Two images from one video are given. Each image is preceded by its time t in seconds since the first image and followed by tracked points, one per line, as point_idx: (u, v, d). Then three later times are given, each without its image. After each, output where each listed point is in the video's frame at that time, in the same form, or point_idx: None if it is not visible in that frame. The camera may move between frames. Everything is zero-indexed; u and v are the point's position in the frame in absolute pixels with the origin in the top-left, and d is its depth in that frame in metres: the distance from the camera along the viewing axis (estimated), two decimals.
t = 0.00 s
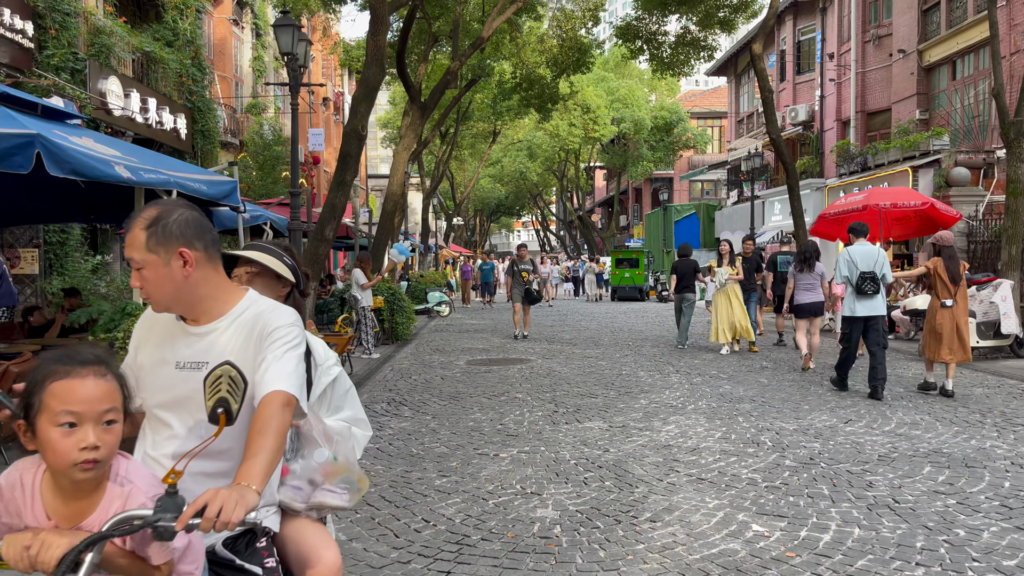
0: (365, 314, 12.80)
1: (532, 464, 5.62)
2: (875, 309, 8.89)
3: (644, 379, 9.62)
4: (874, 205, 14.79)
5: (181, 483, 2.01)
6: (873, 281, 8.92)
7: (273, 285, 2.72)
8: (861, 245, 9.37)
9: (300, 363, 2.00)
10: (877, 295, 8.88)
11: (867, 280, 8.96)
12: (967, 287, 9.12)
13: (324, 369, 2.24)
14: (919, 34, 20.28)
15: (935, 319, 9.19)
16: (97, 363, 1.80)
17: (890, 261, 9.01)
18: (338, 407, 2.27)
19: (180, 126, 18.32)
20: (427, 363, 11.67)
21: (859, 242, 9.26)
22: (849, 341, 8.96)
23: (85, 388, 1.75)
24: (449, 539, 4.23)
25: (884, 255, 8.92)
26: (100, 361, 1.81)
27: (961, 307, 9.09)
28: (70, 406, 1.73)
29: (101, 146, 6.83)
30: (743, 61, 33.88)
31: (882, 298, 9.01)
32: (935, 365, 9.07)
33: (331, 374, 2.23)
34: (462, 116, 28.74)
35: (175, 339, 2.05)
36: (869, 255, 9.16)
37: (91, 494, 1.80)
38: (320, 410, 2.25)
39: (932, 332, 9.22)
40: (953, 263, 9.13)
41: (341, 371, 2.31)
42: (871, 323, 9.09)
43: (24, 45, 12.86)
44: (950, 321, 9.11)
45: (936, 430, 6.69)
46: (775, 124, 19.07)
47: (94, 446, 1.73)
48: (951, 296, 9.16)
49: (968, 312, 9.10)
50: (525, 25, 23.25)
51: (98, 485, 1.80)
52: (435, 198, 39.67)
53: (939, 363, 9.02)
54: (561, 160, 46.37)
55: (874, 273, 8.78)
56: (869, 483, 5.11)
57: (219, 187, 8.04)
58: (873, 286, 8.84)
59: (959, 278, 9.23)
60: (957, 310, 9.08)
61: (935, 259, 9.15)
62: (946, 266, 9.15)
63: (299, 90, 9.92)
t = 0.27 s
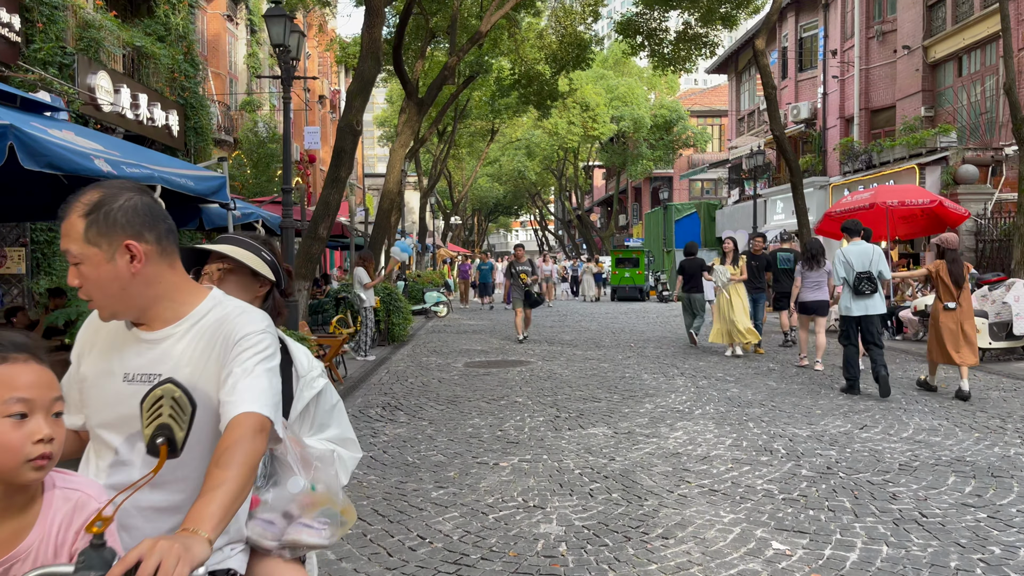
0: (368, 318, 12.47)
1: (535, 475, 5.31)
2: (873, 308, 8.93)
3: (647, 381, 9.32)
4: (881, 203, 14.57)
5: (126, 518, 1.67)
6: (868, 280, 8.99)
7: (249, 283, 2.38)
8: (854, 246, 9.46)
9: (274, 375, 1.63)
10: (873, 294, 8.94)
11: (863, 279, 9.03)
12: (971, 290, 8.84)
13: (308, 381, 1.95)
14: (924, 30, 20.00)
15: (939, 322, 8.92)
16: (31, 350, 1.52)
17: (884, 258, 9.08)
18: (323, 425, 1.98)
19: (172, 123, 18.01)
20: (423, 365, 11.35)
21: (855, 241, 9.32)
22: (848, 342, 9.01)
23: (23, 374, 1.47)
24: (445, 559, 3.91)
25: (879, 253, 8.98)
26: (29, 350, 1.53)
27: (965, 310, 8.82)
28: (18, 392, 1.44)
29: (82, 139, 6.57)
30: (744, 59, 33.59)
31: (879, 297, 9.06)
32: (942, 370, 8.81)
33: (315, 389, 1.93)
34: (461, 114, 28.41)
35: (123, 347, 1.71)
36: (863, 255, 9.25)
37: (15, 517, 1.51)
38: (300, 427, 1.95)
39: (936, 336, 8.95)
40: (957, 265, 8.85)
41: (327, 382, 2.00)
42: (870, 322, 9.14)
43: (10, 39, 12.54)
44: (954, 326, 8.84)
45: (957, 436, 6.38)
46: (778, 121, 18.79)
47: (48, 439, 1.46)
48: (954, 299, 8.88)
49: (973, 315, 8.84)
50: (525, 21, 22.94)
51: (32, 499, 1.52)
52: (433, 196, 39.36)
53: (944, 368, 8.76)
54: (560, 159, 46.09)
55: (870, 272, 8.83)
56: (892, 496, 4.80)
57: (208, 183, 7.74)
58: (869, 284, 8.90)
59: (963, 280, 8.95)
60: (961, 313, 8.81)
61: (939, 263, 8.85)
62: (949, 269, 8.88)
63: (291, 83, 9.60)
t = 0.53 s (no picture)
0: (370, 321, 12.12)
1: (533, 489, 5.01)
2: (870, 305, 9.09)
3: (649, 386, 9.03)
4: (886, 203, 14.28)
5: None
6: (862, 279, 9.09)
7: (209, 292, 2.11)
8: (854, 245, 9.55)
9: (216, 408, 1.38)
10: (868, 293, 9.04)
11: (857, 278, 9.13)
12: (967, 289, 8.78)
13: (271, 411, 1.88)
14: (927, 28, 19.76)
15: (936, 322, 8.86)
16: None
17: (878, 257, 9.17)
18: (287, 460, 1.89)
19: (164, 121, 17.71)
20: (418, 369, 11.05)
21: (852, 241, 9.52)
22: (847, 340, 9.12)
23: None
24: None
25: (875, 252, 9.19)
26: None
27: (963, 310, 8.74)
28: None
29: (60, 135, 6.28)
30: (744, 58, 33.37)
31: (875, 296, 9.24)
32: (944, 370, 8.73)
33: (278, 419, 1.86)
34: (457, 113, 28.14)
35: (33, 375, 1.42)
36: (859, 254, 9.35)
37: None
38: (261, 462, 1.86)
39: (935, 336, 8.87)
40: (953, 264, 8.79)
41: (294, 412, 1.93)
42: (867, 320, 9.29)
43: None
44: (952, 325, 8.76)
45: (974, 446, 6.09)
46: (780, 120, 18.53)
47: None
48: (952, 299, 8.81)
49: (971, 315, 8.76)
50: (522, 18, 22.68)
51: None
52: (430, 196, 39.06)
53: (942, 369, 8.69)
54: (558, 159, 45.81)
55: (867, 270, 9.03)
56: (913, 512, 4.51)
57: (191, 182, 7.44)
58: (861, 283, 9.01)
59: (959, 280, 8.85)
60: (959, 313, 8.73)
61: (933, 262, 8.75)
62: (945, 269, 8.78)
63: (281, 78, 9.31)
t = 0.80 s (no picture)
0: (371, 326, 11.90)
1: (528, 501, 4.74)
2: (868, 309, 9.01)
3: (649, 390, 8.76)
4: (889, 201, 14.02)
5: None
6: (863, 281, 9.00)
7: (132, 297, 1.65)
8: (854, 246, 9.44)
9: (94, 445, 1.21)
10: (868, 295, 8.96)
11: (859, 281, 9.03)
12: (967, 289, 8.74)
13: (204, 439, 1.62)
14: (928, 25, 19.52)
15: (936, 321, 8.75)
16: None
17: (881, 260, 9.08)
18: (223, 494, 1.64)
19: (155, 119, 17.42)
20: (412, 371, 10.78)
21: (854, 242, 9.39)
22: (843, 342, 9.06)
23: None
24: None
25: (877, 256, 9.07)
26: None
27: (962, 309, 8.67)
28: None
29: (34, 129, 6.01)
30: (743, 56, 33.15)
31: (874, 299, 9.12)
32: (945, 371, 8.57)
33: (210, 448, 1.59)
34: (454, 112, 27.88)
35: None
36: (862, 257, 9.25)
37: None
38: (192, 498, 1.60)
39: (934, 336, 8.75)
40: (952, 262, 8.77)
41: (234, 436, 1.67)
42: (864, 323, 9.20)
43: None
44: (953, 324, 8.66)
45: (989, 453, 5.84)
46: (781, 118, 18.27)
47: None
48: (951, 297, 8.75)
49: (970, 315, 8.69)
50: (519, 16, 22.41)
51: None
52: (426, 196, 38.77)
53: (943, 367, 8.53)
54: (555, 159, 45.55)
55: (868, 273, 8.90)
56: (931, 526, 4.26)
57: (174, 178, 7.15)
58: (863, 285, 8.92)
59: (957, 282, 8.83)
60: (959, 312, 8.66)
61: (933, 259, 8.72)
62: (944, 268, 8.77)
63: (269, 72, 9.04)
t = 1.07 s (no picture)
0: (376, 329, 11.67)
1: (528, 522, 4.46)
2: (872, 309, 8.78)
3: (652, 396, 8.48)
4: (895, 202, 13.75)
5: None
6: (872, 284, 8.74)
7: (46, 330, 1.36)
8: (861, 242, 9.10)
9: None
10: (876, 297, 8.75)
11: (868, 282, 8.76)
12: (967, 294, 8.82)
13: (117, 501, 1.32)
14: (932, 23, 19.26)
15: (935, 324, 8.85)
16: None
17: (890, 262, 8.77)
18: (149, 562, 1.36)
19: (147, 118, 17.14)
20: (408, 376, 10.50)
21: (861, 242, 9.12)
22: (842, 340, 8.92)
23: None
24: None
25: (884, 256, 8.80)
26: None
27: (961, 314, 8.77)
28: None
29: (9, 125, 5.71)
30: (743, 56, 32.94)
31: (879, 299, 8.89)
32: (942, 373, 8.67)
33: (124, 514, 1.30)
34: (452, 111, 27.62)
35: None
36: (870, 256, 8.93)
37: None
38: (108, 568, 1.34)
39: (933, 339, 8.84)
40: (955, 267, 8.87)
41: (161, 489, 1.38)
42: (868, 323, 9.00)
43: None
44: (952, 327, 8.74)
45: (1011, 466, 5.57)
46: (783, 117, 18.00)
47: None
48: (951, 302, 8.86)
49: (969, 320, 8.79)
50: (518, 14, 22.15)
51: None
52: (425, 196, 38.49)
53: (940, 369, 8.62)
54: (554, 159, 45.30)
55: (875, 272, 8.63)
56: (958, 550, 3.98)
57: (161, 178, 6.86)
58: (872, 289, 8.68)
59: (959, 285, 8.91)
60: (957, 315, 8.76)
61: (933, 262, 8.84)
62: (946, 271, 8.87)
63: (260, 69, 8.76)
